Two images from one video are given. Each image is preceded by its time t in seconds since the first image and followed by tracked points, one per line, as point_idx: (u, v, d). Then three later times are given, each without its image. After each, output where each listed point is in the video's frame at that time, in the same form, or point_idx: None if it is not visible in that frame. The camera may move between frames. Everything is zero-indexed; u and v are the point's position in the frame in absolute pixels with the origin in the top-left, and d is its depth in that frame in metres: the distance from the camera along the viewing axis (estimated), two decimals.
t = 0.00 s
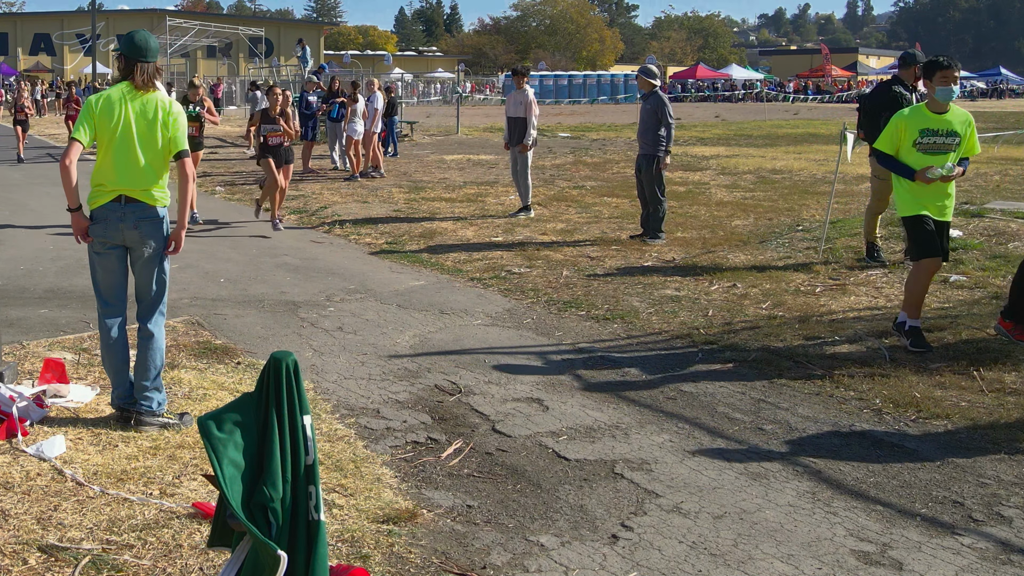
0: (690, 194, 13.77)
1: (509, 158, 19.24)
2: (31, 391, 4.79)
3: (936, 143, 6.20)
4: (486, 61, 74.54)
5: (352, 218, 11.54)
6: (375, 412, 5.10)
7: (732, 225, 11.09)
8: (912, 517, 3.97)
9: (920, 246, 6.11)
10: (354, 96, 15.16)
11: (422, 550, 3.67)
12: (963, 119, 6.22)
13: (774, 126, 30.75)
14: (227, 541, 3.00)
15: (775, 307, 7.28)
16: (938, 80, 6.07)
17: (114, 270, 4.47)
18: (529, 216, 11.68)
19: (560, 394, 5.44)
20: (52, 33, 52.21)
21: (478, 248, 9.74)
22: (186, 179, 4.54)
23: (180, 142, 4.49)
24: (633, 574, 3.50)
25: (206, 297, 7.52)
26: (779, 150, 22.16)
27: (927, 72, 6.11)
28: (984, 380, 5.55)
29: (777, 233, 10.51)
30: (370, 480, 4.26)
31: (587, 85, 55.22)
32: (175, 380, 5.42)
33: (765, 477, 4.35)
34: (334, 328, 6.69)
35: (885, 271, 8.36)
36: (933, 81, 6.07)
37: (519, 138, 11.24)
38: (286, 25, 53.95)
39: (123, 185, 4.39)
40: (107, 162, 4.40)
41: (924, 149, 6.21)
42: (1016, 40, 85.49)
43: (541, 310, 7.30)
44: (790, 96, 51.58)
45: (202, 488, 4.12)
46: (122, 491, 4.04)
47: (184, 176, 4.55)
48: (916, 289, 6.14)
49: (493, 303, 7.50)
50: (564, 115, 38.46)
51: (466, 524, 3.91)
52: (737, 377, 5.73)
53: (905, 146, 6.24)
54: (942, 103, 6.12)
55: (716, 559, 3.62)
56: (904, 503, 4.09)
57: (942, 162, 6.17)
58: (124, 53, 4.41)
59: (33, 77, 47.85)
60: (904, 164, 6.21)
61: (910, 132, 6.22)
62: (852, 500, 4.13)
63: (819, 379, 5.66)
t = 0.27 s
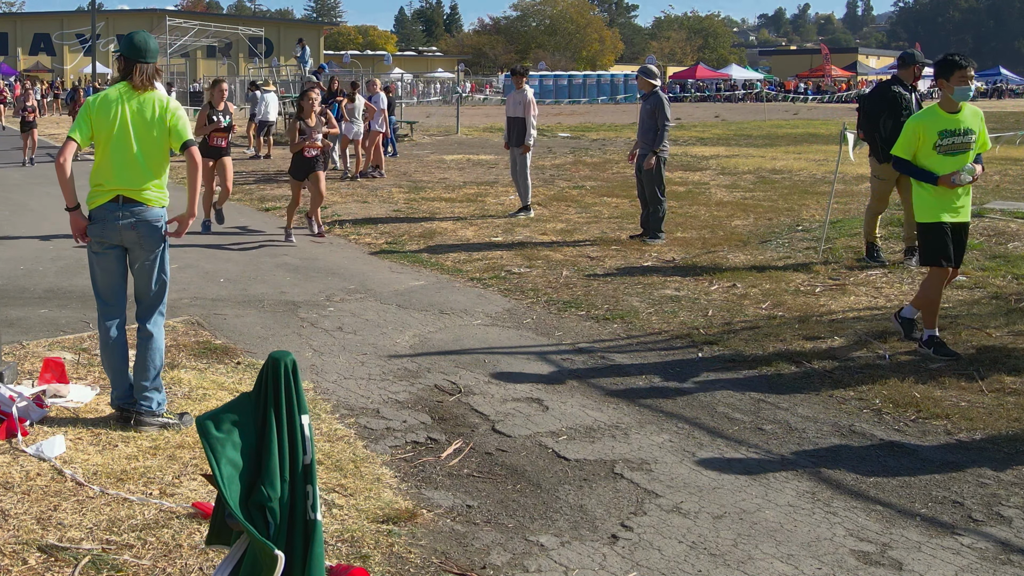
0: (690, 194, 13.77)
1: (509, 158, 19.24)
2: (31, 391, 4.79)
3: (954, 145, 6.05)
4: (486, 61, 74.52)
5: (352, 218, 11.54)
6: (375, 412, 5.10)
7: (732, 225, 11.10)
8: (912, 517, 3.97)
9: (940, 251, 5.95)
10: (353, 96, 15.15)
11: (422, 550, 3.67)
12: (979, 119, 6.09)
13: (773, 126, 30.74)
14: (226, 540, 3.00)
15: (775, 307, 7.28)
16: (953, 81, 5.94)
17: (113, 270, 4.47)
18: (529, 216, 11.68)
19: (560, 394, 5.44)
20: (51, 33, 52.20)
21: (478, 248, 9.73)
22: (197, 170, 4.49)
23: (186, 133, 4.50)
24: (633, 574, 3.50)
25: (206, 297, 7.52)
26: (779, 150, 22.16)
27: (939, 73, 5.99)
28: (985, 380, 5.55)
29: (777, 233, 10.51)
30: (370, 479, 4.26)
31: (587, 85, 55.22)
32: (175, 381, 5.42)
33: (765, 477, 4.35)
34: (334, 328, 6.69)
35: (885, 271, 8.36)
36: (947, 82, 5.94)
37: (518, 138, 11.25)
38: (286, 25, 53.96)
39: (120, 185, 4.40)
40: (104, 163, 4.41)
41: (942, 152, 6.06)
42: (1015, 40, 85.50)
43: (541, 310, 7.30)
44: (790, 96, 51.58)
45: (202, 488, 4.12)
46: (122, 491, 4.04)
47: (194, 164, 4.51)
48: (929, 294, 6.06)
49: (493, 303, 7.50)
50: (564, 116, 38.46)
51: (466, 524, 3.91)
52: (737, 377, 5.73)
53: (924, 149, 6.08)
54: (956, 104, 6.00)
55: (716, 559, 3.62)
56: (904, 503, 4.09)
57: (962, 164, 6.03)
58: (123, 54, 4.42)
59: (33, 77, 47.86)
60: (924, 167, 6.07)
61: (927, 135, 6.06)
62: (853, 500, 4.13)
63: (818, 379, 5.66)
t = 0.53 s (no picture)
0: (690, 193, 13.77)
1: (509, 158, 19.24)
2: (31, 391, 4.79)
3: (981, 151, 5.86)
4: (486, 61, 74.50)
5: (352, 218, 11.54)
6: (375, 413, 5.10)
7: (732, 225, 11.10)
8: (912, 517, 3.97)
9: (959, 259, 5.88)
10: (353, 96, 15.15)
11: (422, 550, 3.67)
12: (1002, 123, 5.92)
13: (773, 126, 30.76)
14: (225, 541, 3.00)
15: (775, 307, 7.28)
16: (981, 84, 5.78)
17: (112, 270, 4.48)
18: (529, 216, 11.68)
19: (560, 394, 5.44)
20: (51, 33, 52.19)
21: (478, 248, 9.73)
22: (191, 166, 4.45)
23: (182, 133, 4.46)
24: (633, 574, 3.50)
25: (206, 297, 7.52)
26: (779, 150, 22.16)
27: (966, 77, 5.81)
28: (984, 380, 5.55)
29: (777, 233, 10.51)
30: (370, 479, 4.26)
31: (587, 85, 55.21)
32: (175, 381, 5.41)
33: (764, 477, 4.35)
34: (334, 328, 6.69)
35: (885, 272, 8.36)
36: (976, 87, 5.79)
37: (517, 138, 11.25)
38: (286, 25, 53.95)
39: (117, 186, 4.40)
40: (102, 163, 4.42)
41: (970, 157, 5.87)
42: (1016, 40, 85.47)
43: (541, 310, 7.30)
44: (790, 96, 51.56)
45: (202, 488, 4.12)
46: (122, 491, 4.03)
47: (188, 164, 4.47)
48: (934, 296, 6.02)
49: (493, 303, 7.50)
50: (564, 115, 38.45)
51: (466, 524, 3.91)
52: (737, 377, 5.73)
53: (953, 154, 5.87)
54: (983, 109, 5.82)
55: (716, 559, 3.62)
56: (904, 503, 4.09)
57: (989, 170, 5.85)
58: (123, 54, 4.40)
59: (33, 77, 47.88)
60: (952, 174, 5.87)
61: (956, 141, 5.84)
62: (852, 500, 4.13)
63: (818, 379, 5.67)
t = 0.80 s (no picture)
0: (690, 194, 13.76)
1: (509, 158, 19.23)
2: (31, 391, 4.79)
3: None
4: (486, 61, 74.45)
5: (352, 218, 11.54)
6: (375, 412, 5.10)
7: (732, 225, 11.10)
8: (913, 517, 3.97)
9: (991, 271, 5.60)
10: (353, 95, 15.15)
11: (422, 550, 3.67)
12: None
13: (773, 126, 30.76)
14: (225, 540, 3.00)
15: (775, 307, 7.27)
16: None
17: (110, 271, 4.49)
18: (529, 216, 11.68)
19: (560, 394, 5.44)
20: (52, 33, 52.18)
21: (478, 248, 9.73)
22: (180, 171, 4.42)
23: (174, 134, 4.41)
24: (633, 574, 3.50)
25: (206, 297, 7.51)
26: (779, 150, 22.15)
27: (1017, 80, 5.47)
28: (984, 380, 5.55)
29: (778, 233, 10.50)
30: (370, 479, 4.26)
31: (587, 85, 55.20)
32: (175, 380, 5.41)
33: (764, 477, 4.35)
34: (334, 328, 6.69)
35: (885, 272, 8.36)
36: None
37: (517, 138, 11.25)
38: (286, 25, 53.93)
39: (111, 188, 4.40)
40: (97, 165, 4.43)
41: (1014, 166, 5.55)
42: (1016, 40, 85.44)
43: (542, 310, 7.29)
44: (790, 96, 51.55)
45: (202, 488, 4.12)
46: (122, 491, 4.04)
47: (178, 166, 4.42)
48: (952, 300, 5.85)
49: (493, 303, 7.50)
50: (564, 115, 38.43)
51: (466, 524, 3.91)
52: (736, 377, 5.73)
53: (998, 163, 5.54)
54: None
55: (716, 559, 3.62)
56: (904, 503, 4.09)
57: None
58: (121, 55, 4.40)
59: (33, 77, 47.88)
60: (997, 183, 5.54)
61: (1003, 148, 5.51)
62: (853, 500, 4.12)
63: (818, 379, 5.67)
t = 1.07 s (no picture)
0: (690, 194, 13.76)
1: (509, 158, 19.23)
2: (32, 391, 4.80)
3: None
4: (486, 61, 74.42)
5: (352, 218, 11.53)
6: (375, 412, 5.09)
7: (732, 225, 11.09)
8: (913, 517, 3.97)
9: None
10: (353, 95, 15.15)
11: (422, 550, 3.67)
12: None
13: (773, 126, 30.76)
14: (228, 540, 3.00)
15: (775, 307, 7.27)
16: None
17: (108, 271, 4.50)
18: (529, 216, 11.68)
19: (560, 394, 5.43)
20: (51, 33, 52.18)
21: (478, 248, 9.73)
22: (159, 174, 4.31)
23: (158, 134, 4.34)
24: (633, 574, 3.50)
25: (206, 296, 7.51)
26: (779, 150, 22.14)
27: None
28: (985, 380, 5.55)
29: (778, 233, 10.50)
30: (370, 479, 4.26)
31: (587, 85, 55.20)
32: (175, 380, 5.41)
33: (765, 477, 4.35)
34: (334, 328, 6.69)
35: (885, 272, 8.36)
36: None
37: (518, 138, 11.25)
38: (286, 25, 53.92)
39: (104, 189, 4.41)
40: (94, 166, 4.44)
41: None
42: (1016, 40, 85.42)
43: (541, 310, 7.29)
44: (790, 96, 51.53)
45: (203, 488, 4.12)
46: (122, 491, 4.04)
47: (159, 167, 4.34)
48: None
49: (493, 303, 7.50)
50: (564, 115, 38.42)
51: (466, 524, 3.91)
52: (737, 377, 5.73)
53: None
54: None
55: (716, 559, 3.62)
56: (904, 503, 4.09)
57: None
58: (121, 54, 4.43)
59: (33, 77, 47.88)
60: None
61: None
62: (852, 500, 4.12)
63: (819, 379, 5.66)
